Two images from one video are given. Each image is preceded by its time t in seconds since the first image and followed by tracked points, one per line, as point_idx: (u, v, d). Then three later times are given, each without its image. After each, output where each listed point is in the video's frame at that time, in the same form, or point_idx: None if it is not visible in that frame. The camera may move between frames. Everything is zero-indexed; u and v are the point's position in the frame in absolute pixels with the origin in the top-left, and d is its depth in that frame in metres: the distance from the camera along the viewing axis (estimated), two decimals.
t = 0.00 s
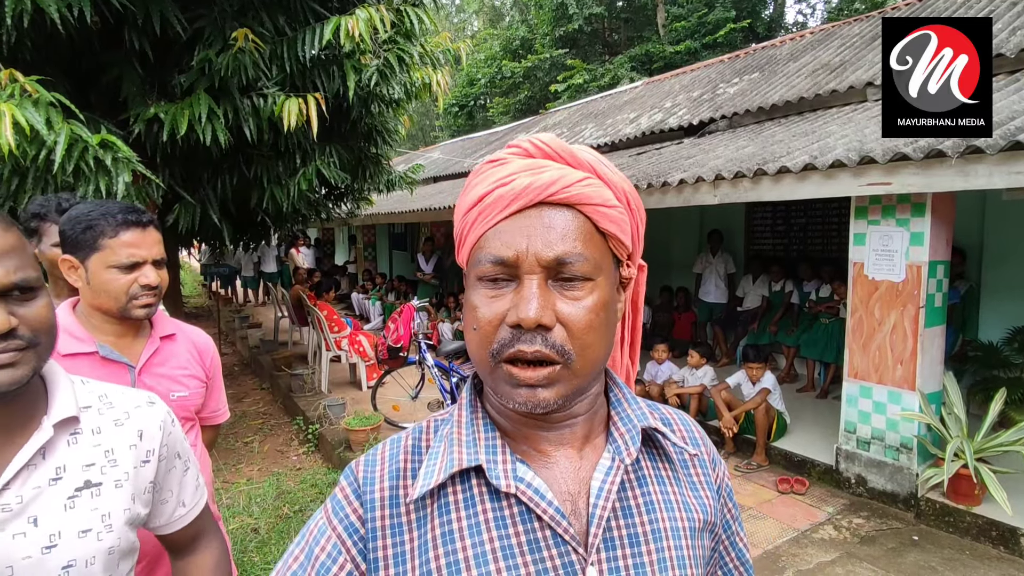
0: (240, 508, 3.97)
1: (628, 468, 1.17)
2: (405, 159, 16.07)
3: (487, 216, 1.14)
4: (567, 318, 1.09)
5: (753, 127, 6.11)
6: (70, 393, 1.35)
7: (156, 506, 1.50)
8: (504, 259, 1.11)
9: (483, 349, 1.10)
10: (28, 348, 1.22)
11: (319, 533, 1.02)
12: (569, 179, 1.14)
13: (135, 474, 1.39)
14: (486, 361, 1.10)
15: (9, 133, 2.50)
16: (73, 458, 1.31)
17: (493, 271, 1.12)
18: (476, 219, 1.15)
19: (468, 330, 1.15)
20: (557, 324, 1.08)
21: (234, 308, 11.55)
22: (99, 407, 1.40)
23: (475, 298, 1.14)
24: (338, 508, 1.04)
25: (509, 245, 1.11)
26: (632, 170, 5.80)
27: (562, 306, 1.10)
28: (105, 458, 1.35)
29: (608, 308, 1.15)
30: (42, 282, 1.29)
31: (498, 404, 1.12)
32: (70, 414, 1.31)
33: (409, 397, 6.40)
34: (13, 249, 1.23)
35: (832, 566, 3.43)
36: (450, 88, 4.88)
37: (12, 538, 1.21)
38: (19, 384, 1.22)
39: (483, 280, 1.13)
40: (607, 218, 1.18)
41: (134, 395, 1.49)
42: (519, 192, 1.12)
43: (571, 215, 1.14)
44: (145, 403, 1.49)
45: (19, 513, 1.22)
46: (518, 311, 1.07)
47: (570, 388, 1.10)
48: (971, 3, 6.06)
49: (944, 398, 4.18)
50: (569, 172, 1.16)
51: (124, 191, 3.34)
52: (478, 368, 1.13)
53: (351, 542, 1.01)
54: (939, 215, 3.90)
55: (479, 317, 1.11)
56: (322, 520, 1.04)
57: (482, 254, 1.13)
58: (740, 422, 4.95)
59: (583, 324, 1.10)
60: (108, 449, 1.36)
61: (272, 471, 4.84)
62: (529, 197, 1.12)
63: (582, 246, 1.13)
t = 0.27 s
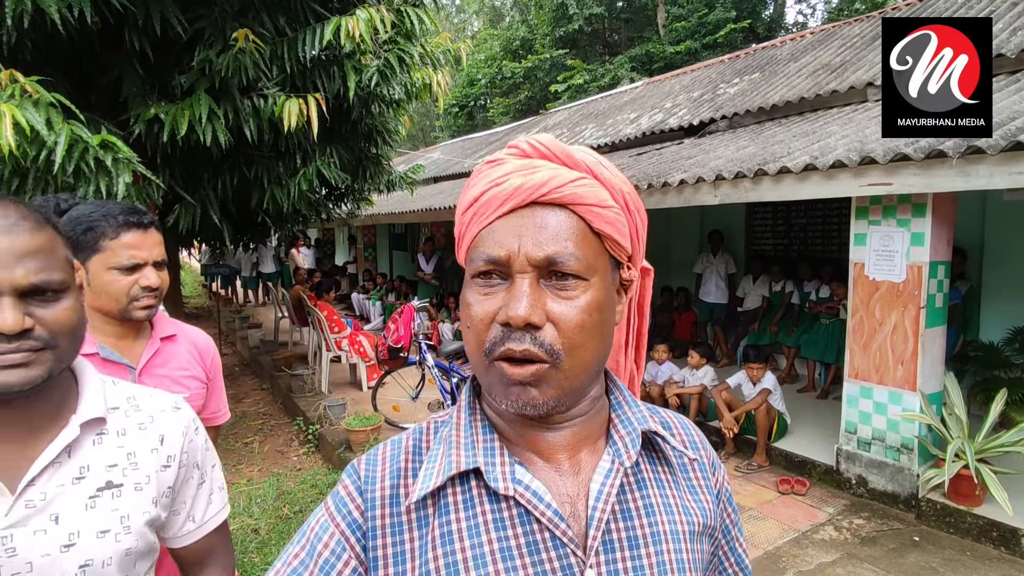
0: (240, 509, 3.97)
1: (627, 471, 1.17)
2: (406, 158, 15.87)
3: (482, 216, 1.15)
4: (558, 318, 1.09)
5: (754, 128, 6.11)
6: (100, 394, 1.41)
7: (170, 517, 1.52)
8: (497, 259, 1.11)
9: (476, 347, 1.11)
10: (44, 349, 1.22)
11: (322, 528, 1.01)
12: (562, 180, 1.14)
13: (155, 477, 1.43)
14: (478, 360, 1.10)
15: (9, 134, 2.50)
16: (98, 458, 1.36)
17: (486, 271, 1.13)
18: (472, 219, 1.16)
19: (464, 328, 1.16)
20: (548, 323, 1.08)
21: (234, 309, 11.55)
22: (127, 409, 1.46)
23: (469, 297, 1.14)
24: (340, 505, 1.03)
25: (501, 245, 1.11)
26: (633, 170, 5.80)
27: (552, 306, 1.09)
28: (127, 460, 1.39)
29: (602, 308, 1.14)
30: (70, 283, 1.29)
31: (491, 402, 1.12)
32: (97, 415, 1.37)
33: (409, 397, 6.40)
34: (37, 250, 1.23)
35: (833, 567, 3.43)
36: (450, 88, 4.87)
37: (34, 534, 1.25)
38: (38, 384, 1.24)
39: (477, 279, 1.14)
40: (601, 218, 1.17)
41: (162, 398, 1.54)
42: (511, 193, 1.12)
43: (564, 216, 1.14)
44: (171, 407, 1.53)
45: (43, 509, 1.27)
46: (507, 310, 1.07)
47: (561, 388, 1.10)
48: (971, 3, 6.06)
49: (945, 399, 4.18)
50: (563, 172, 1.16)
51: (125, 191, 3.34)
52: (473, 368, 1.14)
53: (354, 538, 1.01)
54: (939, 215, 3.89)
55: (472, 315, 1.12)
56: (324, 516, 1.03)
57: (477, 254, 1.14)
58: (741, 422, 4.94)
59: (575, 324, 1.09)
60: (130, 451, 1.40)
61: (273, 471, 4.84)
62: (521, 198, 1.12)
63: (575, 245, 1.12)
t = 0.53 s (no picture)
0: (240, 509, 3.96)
1: (633, 473, 1.17)
2: (406, 158, 16.15)
3: (490, 211, 1.16)
4: (561, 309, 1.08)
5: (754, 128, 6.11)
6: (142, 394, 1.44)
7: (208, 517, 1.52)
8: (502, 251, 1.11)
9: (481, 339, 1.11)
10: (79, 358, 1.25)
11: (323, 533, 1.01)
12: (567, 175, 1.14)
13: (189, 478, 1.42)
14: (483, 351, 1.10)
15: (9, 134, 2.50)
16: (134, 456, 1.38)
17: (492, 263, 1.13)
18: (479, 214, 1.17)
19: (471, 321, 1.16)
20: (551, 313, 1.07)
21: (235, 309, 11.55)
22: (167, 409, 1.48)
23: (476, 290, 1.14)
24: (342, 508, 1.03)
25: (507, 237, 1.12)
26: (633, 170, 5.80)
27: (555, 296, 1.09)
28: (162, 459, 1.40)
29: (607, 302, 1.13)
30: (108, 294, 1.30)
31: (496, 394, 1.11)
32: (137, 414, 1.40)
33: (409, 398, 6.40)
34: (86, 265, 1.27)
35: (834, 568, 3.42)
36: (451, 88, 4.87)
37: (68, 527, 1.27)
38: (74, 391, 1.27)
39: (483, 272, 1.14)
40: (605, 213, 1.16)
41: (202, 400, 1.56)
42: (518, 186, 1.13)
43: (568, 210, 1.14)
44: (209, 409, 1.54)
45: (78, 503, 1.29)
46: (511, 299, 1.07)
47: (565, 379, 1.08)
48: (971, 3, 6.05)
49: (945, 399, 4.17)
50: (568, 168, 1.16)
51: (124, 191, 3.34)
52: (479, 362, 1.13)
53: (356, 543, 1.00)
54: (940, 216, 3.89)
55: (477, 308, 1.12)
56: (326, 520, 1.02)
57: (484, 247, 1.14)
58: (741, 423, 4.94)
59: (578, 315, 1.08)
60: (166, 451, 1.41)
61: (273, 472, 4.84)
62: (526, 191, 1.12)
63: (579, 239, 1.12)
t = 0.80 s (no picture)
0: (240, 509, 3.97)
1: (627, 475, 1.16)
2: (408, 158, 16.22)
3: (474, 220, 1.16)
4: (544, 319, 1.08)
5: (755, 128, 6.10)
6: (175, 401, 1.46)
7: (226, 526, 1.53)
8: (485, 261, 1.12)
9: (467, 349, 1.12)
10: (83, 403, 1.25)
11: (322, 515, 1.00)
12: (548, 182, 1.14)
13: (207, 488, 1.43)
14: (469, 361, 1.11)
15: (8, 134, 2.49)
16: (156, 461, 1.40)
17: (477, 273, 1.13)
18: (464, 224, 1.18)
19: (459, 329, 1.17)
20: (534, 323, 1.07)
21: (235, 309, 11.54)
22: (198, 416, 1.50)
23: (462, 299, 1.15)
24: (341, 494, 1.03)
25: (490, 247, 1.12)
26: (633, 170, 5.79)
27: (539, 306, 1.09)
28: (183, 466, 1.42)
29: (593, 308, 1.13)
30: (110, 342, 1.25)
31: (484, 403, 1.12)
32: (165, 422, 1.42)
33: (409, 398, 6.40)
34: (84, 323, 1.20)
35: (834, 569, 3.41)
36: (450, 89, 4.87)
37: (83, 522, 1.32)
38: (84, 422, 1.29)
39: (469, 282, 1.14)
40: (589, 219, 1.15)
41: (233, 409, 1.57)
42: (499, 196, 1.13)
43: (551, 218, 1.13)
44: (237, 421, 1.55)
45: (96, 500, 1.34)
46: (493, 311, 1.08)
47: (552, 387, 1.08)
48: (972, 4, 6.05)
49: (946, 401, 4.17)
50: (549, 175, 1.15)
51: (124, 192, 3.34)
52: (467, 370, 1.14)
53: (355, 526, 1.00)
54: (941, 216, 3.89)
55: (463, 317, 1.12)
56: (325, 502, 1.02)
57: (468, 257, 1.15)
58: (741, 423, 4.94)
59: (562, 325, 1.08)
60: (188, 459, 1.43)
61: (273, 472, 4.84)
62: (508, 201, 1.12)
63: (562, 247, 1.12)
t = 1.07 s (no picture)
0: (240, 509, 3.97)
1: (623, 476, 1.16)
2: (408, 158, 16.24)
3: (475, 221, 1.15)
4: (547, 323, 1.08)
5: (755, 129, 6.10)
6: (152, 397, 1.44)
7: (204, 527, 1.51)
8: (486, 264, 1.11)
9: (468, 351, 1.12)
10: (37, 406, 1.21)
11: (319, 520, 1.01)
12: (551, 185, 1.13)
13: (186, 484, 1.42)
14: (471, 363, 1.11)
15: (9, 134, 2.49)
16: (134, 458, 1.39)
17: (479, 276, 1.13)
18: (465, 225, 1.17)
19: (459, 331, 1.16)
20: (536, 328, 1.07)
21: (235, 309, 11.54)
22: (177, 413, 1.49)
23: (463, 301, 1.15)
24: (339, 499, 1.03)
25: (492, 251, 1.11)
26: (634, 171, 5.79)
27: (542, 310, 1.09)
28: (161, 463, 1.41)
29: (595, 312, 1.13)
30: (58, 342, 1.20)
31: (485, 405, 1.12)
32: (141, 419, 1.40)
33: (410, 398, 6.41)
34: (25, 324, 1.16)
35: (835, 570, 3.41)
36: (450, 89, 4.87)
37: (61, 520, 1.30)
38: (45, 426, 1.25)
39: (470, 284, 1.14)
40: (592, 223, 1.15)
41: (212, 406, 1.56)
42: (502, 198, 1.12)
43: (554, 221, 1.13)
44: (217, 417, 1.55)
45: (73, 499, 1.31)
46: (495, 314, 1.08)
47: (554, 391, 1.09)
48: (972, 5, 6.05)
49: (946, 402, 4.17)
50: (552, 178, 1.15)
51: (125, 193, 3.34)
52: (467, 372, 1.14)
53: (352, 531, 1.01)
54: (941, 216, 3.89)
55: (465, 320, 1.12)
56: (322, 508, 1.03)
57: (470, 259, 1.14)
58: (742, 424, 4.94)
59: (564, 329, 1.08)
60: (166, 455, 1.42)
61: (273, 473, 4.84)
62: (511, 204, 1.11)
63: (565, 251, 1.12)
